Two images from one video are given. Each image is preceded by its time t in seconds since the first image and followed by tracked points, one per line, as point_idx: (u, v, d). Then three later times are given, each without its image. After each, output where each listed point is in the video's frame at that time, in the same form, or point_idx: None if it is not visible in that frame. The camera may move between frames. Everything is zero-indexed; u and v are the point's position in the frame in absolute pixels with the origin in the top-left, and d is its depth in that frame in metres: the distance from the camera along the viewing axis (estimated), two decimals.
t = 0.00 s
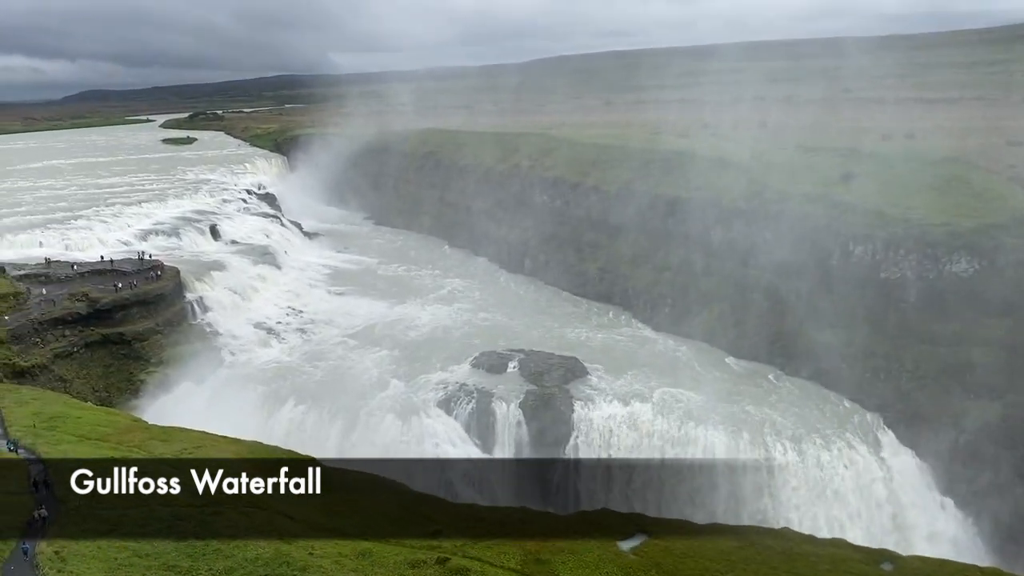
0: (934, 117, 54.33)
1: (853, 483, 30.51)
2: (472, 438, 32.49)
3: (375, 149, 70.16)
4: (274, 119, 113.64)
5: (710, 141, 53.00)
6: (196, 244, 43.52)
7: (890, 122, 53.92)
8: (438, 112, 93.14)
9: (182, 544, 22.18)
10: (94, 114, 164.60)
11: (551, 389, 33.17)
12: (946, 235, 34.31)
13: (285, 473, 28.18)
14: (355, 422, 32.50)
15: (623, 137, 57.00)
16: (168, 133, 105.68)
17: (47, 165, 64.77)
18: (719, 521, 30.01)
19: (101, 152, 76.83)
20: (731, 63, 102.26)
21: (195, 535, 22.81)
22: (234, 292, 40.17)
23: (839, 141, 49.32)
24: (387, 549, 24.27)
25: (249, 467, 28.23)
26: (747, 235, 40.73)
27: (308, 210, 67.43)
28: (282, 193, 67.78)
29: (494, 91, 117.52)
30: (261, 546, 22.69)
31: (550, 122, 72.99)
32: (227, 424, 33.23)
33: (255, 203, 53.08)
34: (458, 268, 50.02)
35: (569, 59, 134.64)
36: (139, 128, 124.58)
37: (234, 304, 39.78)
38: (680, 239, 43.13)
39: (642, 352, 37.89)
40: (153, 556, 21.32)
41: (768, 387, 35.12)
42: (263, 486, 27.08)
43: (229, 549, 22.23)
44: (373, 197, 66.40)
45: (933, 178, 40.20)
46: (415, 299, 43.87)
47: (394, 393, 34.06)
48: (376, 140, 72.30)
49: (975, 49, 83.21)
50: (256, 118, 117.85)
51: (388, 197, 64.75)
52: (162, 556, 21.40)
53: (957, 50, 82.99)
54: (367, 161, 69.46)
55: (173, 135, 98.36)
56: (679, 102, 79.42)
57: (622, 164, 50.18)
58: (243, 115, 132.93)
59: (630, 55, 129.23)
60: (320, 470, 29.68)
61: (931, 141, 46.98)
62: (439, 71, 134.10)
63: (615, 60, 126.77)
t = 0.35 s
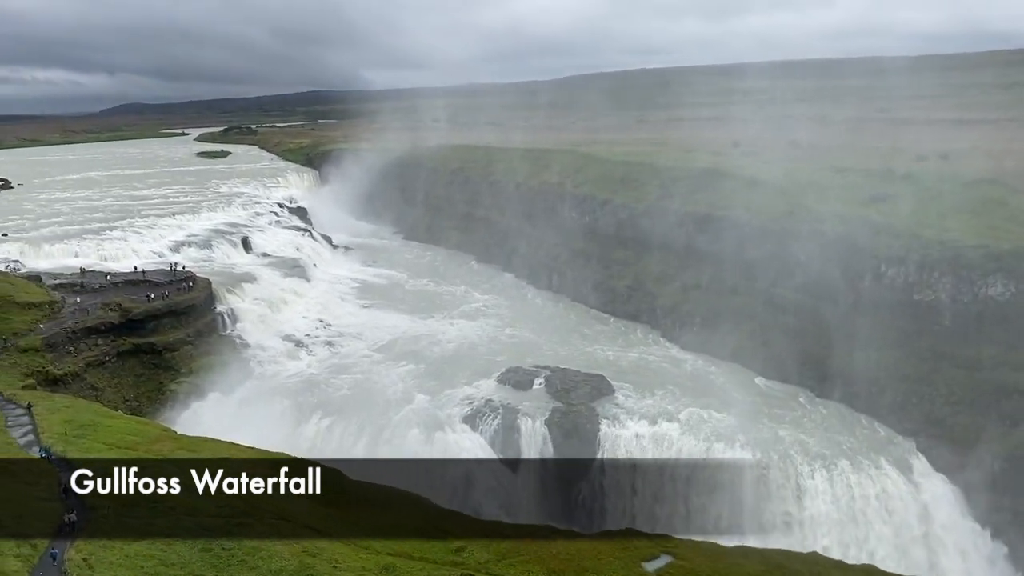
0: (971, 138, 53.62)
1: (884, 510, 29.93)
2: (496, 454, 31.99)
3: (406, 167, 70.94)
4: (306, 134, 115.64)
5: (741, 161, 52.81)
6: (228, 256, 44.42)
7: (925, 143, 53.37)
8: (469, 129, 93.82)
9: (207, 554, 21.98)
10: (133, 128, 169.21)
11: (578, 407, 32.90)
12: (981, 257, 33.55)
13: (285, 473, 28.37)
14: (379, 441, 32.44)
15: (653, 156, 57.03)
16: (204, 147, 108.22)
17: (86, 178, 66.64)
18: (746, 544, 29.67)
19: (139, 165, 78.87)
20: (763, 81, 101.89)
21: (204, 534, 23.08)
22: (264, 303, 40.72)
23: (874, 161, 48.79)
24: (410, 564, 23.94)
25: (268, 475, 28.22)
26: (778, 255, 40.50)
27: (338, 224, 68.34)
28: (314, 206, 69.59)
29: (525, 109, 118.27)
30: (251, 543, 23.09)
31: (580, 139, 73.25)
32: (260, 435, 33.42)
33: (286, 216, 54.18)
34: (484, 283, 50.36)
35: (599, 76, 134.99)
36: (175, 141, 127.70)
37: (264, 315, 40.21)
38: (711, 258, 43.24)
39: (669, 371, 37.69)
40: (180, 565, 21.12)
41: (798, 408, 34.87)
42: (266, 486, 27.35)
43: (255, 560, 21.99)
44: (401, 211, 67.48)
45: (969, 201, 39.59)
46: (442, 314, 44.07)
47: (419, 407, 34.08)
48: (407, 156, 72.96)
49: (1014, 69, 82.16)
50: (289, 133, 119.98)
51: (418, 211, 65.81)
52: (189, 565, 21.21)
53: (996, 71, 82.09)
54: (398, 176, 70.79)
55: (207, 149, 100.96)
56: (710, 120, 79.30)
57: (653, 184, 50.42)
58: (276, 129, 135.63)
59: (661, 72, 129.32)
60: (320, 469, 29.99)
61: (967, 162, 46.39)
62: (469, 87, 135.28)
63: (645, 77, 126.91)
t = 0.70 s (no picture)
0: (1009, 156, 52.70)
1: (911, 533, 29.51)
2: (519, 469, 31.62)
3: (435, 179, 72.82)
4: (336, 148, 117.65)
5: (769, 178, 52.62)
6: (257, 266, 45.38)
7: (961, 161, 52.65)
8: (497, 143, 94.48)
9: (231, 562, 21.48)
10: (169, 140, 173.75)
11: (602, 422, 32.61)
12: (1016, 278, 32.32)
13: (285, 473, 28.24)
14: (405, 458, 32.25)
15: (680, 172, 57.06)
16: (237, 160, 110.65)
17: (122, 190, 68.54)
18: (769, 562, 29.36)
19: (173, 178, 80.80)
20: (793, 97, 101.48)
21: (233, 538, 22.92)
22: (292, 312, 41.31)
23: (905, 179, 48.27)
24: None
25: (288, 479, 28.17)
26: (807, 273, 40.24)
27: (365, 234, 71.23)
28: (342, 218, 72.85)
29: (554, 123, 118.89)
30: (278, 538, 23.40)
31: (609, 154, 73.45)
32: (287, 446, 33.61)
33: (314, 228, 55.54)
34: (508, 297, 51.17)
35: (627, 91, 135.22)
36: (210, 154, 130.87)
37: (292, 325, 40.70)
38: (739, 276, 43.44)
39: (693, 388, 37.67)
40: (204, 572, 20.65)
41: (826, 427, 34.69)
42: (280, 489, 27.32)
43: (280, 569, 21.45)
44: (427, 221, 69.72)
45: (1005, 220, 38.85)
46: (468, 328, 44.49)
47: (442, 420, 34.05)
48: (436, 169, 74.68)
49: None
50: (320, 146, 122.08)
51: (444, 223, 67.75)
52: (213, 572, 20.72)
53: None
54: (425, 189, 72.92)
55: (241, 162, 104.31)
56: (740, 137, 79.14)
57: (679, 202, 50.57)
58: (311, 142, 139.02)
59: (690, 87, 129.21)
60: (319, 470, 30.35)
61: (1003, 180, 45.67)
62: (498, 101, 136.32)
63: (673, 91, 126.91)
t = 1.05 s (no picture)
0: None
1: (944, 558, 28.73)
2: (545, 484, 31.53)
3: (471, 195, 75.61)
4: (365, 161, 119.52)
5: (799, 194, 52.41)
6: (287, 276, 46.98)
7: (1001, 179, 51.85)
8: (525, 157, 95.13)
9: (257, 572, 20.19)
10: (204, 151, 178.15)
11: (629, 439, 32.34)
12: None
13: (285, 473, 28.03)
14: (428, 476, 32.05)
15: (709, 189, 57.13)
16: (268, 172, 112.95)
17: (157, 200, 70.37)
18: None
19: (206, 189, 82.71)
20: (824, 114, 101.00)
21: (264, 547, 21.74)
22: (323, 325, 42.10)
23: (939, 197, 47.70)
24: None
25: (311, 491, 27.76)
26: (840, 290, 39.81)
27: (395, 246, 75.75)
28: (372, 229, 77.17)
29: (582, 138, 119.46)
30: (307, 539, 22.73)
31: (637, 171, 73.74)
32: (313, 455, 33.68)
33: (345, 240, 58.18)
34: (537, 312, 52.68)
35: (656, 106, 135.45)
36: (241, 165, 133.75)
37: (324, 335, 41.67)
38: (769, 294, 43.33)
39: (720, 406, 37.65)
40: None
41: (855, 448, 34.26)
42: (294, 494, 26.78)
43: None
44: (456, 234, 73.56)
45: None
46: (494, 341, 45.15)
47: (467, 433, 33.99)
48: (469, 183, 78.38)
49: None
50: (351, 159, 124.10)
51: (471, 235, 71.69)
52: None
53: None
54: (455, 202, 77.13)
55: (275, 174, 108.11)
56: (769, 154, 78.94)
57: (708, 220, 50.76)
58: (344, 155, 142.81)
59: (720, 103, 129.16)
60: (319, 471, 30.32)
61: None
62: (526, 114, 137.34)
63: (702, 105, 126.84)
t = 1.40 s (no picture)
0: None
1: None
2: (569, 496, 31.68)
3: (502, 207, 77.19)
4: (389, 170, 121.14)
5: (823, 208, 52.46)
6: (314, 283, 48.17)
7: None
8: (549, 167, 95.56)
9: None
10: (230, 158, 181.16)
11: (652, 450, 32.35)
12: None
13: (285, 473, 26.65)
14: (452, 477, 32.42)
15: (733, 202, 57.38)
16: (294, 180, 114.57)
17: (186, 208, 71.80)
18: None
19: (233, 197, 84.14)
20: (851, 125, 100.55)
21: (289, 553, 19.89)
22: (347, 331, 43.11)
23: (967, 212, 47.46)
24: None
25: (337, 496, 26.86)
26: (869, 304, 39.93)
27: (419, 255, 77.37)
28: (398, 237, 79.52)
29: (606, 148, 119.86)
30: (336, 537, 22.15)
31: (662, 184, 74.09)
32: (336, 464, 33.37)
33: (370, 248, 59.77)
34: (563, 323, 53.69)
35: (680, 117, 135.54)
36: (267, 173, 135.95)
37: (347, 344, 42.47)
38: (799, 309, 43.61)
39: (746, 419, 37.91)
40: None
41: (882, 464, 34.32)
42: (315, 499, 25.53)
43: None
44: (485, 244, 75.27)
45: None
46: (518, 351, 45.84)
47: (488, 442, 34.18)
48: (497, 194, 80.50)
49: None
50: (374, 168, 125.41)
51: (498, 244, 73.73)
52: None
53: None
54: (482, 212, 79.38)
55: (301, 182, 110.19)
56: (795, 167, 78.91)
57: (731, 233, 51.06)
58: (367, 163, 145.03)
59: (745, 114, 128.86)
60: (317, 471, 29.08)
61: None
62: (549, 125, 137.99)
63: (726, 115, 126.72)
